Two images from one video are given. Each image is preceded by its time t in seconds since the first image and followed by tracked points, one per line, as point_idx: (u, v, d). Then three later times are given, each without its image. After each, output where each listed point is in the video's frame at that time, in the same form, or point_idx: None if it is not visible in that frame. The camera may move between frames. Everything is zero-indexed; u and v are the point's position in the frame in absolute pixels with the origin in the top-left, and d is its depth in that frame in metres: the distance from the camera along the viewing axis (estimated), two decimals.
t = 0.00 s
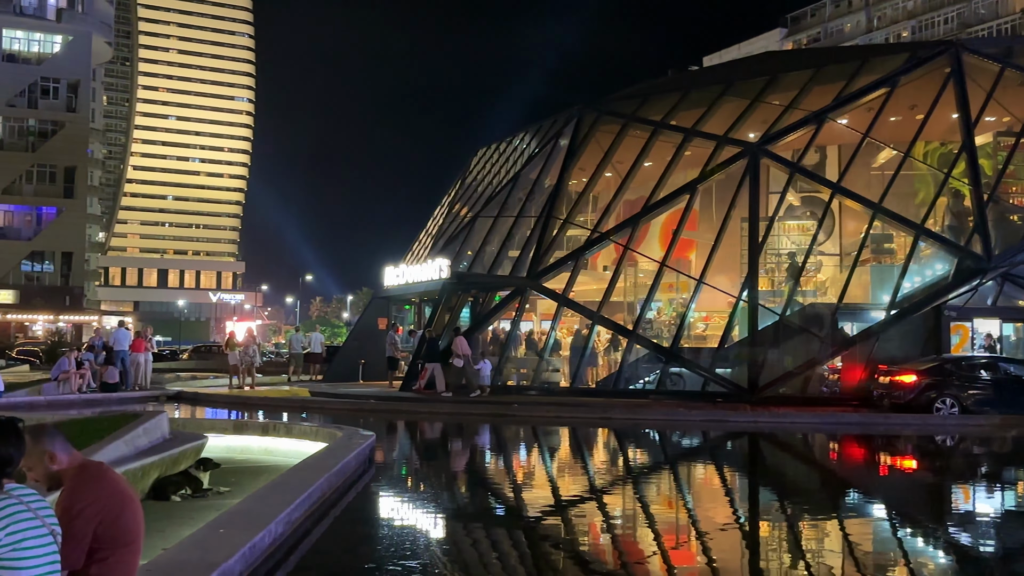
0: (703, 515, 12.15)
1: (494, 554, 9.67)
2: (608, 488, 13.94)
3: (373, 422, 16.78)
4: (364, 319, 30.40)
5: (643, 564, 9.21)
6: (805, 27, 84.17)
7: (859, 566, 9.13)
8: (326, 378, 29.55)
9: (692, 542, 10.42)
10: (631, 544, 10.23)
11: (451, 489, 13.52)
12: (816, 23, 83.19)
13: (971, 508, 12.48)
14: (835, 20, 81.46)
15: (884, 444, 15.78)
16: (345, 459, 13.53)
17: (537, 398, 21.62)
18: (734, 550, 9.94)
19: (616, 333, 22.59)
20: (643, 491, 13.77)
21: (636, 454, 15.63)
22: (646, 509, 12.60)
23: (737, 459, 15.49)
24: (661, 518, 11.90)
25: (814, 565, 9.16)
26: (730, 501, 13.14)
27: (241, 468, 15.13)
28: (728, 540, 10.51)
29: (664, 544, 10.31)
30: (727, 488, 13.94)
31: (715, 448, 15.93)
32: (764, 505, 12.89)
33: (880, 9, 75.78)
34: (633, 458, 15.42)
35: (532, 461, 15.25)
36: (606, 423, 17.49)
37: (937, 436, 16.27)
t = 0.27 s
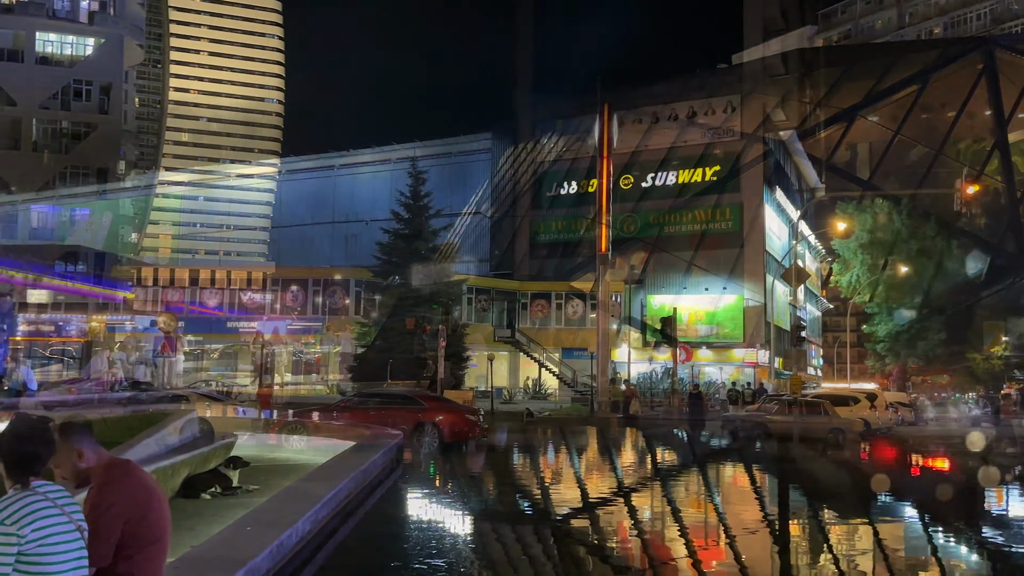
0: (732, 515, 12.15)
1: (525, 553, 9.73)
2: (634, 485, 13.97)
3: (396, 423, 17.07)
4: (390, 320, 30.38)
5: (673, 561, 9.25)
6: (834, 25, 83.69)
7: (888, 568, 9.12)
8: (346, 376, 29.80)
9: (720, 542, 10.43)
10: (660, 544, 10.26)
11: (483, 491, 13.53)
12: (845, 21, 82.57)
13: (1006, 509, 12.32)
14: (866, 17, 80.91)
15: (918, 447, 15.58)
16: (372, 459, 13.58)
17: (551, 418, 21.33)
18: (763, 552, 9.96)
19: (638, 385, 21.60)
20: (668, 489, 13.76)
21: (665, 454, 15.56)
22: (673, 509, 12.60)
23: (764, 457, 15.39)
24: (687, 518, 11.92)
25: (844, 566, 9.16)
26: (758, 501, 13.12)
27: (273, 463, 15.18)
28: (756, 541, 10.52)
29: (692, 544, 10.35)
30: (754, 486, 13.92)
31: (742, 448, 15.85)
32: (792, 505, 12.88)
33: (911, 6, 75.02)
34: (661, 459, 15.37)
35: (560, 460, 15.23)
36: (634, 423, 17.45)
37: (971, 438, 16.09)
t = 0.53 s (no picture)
0: (759, 501, 11.89)
1: (548, 521, 9.47)
2: (653, 484, 13.71)
3: (400, 447, 16.99)
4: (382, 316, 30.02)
5: (705, 534, 8.96)
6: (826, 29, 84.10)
7: (929, 542, 8.87)
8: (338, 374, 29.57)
9: (753, 519, 10.15)
10: (691, 520, 10.00)
11: (490, 479, 13.45)
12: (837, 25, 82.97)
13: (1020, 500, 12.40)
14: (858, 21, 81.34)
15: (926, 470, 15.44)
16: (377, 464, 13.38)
17: (544, 425, 21.26)
18: (798, 527, 9.67)
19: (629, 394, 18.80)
20: (692, 487, 13.54)
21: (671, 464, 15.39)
22: (698, 499, 12.32)
23: (776, 469, 15.44)
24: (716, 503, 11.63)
25: (883, 540, 8.91)
26: (781, 493, 12.86)
27: (282, 459, 14.97)
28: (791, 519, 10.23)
29: (724, 520, 10.05)
30: (774, 485, 13.71)
31: (753, 467, 15.95)
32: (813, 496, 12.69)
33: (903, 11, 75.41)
34: (667, 466, 15.21)
35: (565, 465, 15.08)
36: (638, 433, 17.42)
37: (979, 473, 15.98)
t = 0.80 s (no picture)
0: (757, 501, 11.79)
1: (540, 521, 9.49)
2: (650, 483, 13.63)
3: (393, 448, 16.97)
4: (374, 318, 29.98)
5: (707, 536, 8.88)
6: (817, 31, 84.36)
7: (931, 544, 8.78)
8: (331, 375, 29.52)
9: (753, 520, 10.07)
10: (689, 520, 9.92)
11: (483, 480, 13.42)
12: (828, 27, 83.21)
13: (1012, 500, 12.48)
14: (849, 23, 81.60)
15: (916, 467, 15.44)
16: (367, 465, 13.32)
17: (537, 427, 21.24)
18: (799, 528, 9.60)
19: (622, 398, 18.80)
20: (690, 487, 13.42)
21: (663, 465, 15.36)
22: (699, 496, 12.24)
23: (765, 470, 15.50)
24: (714, 503, 11.53)
25: (884, 541, 8.85)
26: (779, 493, 12.79)
27: (273, 460, 14.91)
28: (792, 520, 10.14)
29: (724, 521, 9.99)
30: (771, 487, 13.61)
31: (743, 467, 15.96)
32: (806, 494, 12.72)
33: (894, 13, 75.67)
34: (658, 468, 15.18)
35: (557, 466, 15.02)
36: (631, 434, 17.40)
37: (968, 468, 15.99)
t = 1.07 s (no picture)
0: (751, 501, 11.78)
1: (532, 521, 9.47)
2: (644, 483, 13.62)
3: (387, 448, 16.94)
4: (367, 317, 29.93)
5: (701, 536, 8.86)
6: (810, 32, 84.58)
7: (924, 543, 8.78)
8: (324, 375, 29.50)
9: (747, 520, 10.06)
10: (682, 520, 9.92)
11: (476, 480, 13.41)
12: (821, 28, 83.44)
13: (1002, 499, 12.54)
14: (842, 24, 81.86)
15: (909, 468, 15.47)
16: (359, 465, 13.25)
17: (531, 428, 21.22)
18: (792, 527, 9.59)
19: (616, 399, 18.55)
20: (682, 486, 13.41)
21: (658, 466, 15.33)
22: (692, 496, 12.24)
23: (757, 470, 15.54)
24: (708, 503, 11.51)
25: (877, 541, 8.84)
26: (773, 493, 12.78)
27: (265, 460, 14.87)
28: (786, 520, 10.13)
29: (717, 521, 9.98)
30: (765, 486, 13.61)
31: (736, 467, 15.99)
32: (799, 494, 12.74)
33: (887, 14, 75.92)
34: (653, 469, 15.14)
35: (550, 467, 14.98)
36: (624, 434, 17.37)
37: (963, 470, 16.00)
